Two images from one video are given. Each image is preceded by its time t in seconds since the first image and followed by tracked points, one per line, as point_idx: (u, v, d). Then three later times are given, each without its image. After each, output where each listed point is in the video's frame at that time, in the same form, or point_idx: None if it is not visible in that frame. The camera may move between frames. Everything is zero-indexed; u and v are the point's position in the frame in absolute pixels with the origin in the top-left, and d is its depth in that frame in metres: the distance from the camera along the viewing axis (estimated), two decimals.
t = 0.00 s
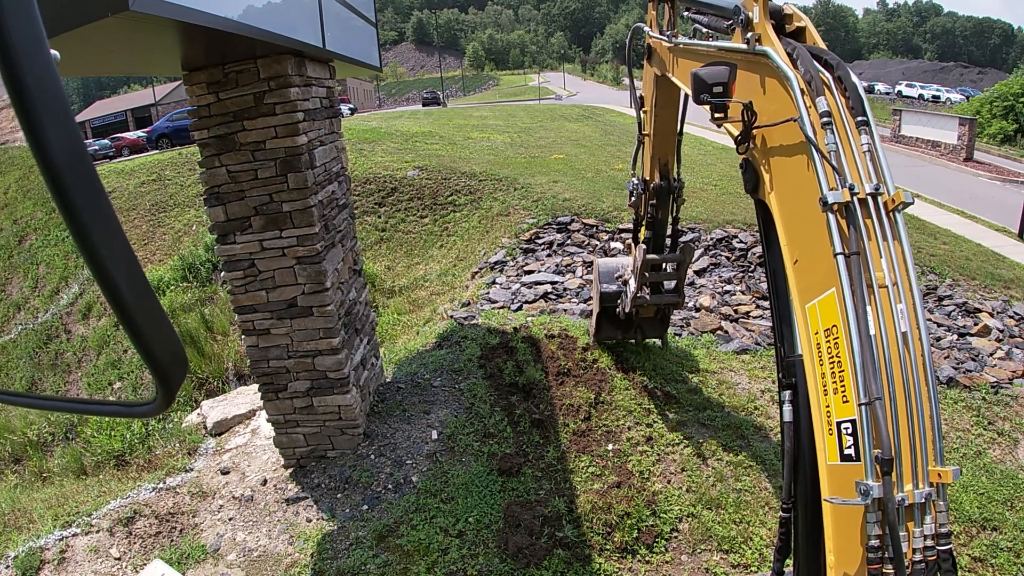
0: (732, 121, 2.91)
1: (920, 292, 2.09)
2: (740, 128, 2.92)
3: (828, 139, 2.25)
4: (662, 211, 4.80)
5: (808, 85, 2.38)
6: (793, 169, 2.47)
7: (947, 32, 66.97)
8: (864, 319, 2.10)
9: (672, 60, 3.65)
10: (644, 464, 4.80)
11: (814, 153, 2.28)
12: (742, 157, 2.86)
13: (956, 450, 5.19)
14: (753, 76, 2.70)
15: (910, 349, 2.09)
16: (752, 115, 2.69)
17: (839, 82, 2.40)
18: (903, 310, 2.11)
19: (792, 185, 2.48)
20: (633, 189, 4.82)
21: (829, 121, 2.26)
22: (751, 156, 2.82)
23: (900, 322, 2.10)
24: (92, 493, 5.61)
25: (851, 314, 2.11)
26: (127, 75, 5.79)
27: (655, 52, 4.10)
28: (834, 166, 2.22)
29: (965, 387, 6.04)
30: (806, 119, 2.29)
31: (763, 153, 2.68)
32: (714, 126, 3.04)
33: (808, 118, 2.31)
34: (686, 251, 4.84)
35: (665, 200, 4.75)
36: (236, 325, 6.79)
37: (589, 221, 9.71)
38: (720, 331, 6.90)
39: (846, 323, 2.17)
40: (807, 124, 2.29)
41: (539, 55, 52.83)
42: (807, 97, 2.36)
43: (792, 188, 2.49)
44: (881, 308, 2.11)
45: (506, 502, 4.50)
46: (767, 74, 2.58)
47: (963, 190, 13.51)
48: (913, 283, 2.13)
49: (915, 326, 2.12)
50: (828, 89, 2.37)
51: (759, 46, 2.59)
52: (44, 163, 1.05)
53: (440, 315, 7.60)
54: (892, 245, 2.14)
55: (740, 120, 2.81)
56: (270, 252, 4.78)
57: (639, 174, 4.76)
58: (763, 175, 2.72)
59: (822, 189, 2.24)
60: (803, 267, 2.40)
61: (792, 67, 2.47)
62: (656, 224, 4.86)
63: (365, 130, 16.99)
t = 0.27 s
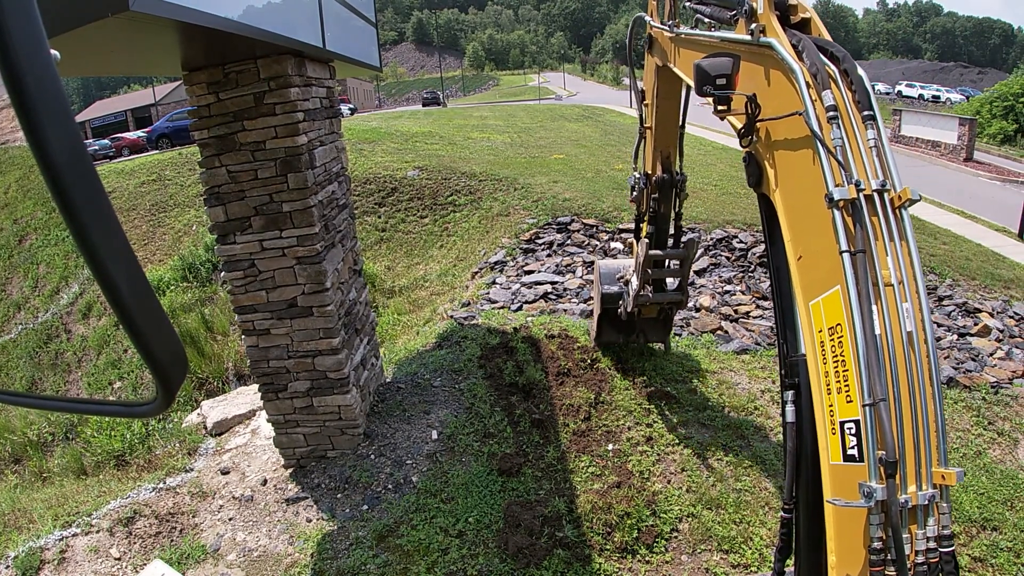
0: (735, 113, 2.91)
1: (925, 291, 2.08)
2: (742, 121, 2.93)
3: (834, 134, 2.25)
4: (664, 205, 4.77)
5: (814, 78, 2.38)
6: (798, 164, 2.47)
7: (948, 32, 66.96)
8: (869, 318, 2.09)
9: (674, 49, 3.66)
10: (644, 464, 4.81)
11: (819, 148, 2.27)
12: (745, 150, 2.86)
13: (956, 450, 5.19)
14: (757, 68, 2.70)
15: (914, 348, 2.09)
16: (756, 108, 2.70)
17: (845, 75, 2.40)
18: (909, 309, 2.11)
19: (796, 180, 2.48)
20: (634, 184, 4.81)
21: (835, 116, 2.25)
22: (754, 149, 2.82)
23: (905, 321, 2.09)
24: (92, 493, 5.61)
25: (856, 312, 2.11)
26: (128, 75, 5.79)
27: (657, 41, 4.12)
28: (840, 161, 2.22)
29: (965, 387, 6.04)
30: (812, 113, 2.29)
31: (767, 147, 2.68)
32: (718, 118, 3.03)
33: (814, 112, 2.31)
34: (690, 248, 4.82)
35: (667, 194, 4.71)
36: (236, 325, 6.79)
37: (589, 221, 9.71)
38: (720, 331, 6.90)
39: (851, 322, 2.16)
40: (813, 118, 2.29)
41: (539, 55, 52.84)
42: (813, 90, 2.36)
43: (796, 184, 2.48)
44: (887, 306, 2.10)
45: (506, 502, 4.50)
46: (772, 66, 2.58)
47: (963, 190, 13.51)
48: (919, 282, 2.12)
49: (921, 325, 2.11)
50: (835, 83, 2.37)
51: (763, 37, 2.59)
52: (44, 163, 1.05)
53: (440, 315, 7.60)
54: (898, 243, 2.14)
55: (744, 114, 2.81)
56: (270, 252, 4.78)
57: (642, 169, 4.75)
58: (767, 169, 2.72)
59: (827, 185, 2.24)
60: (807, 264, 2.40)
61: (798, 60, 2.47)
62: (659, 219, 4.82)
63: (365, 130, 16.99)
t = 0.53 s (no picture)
0: (738, 106, 2.90)
1: (930, 290, 2.08)
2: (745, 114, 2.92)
3: (839, 129, 2.24)
4: (666, 199, 4.79)
5: (819, 71, 2.37)
6: (801, 158, 2.47)
7: (948, 32, 66.95)
8: (874, 317, 2.09)
9: (674, 39, 3.67)
10: (645, 464, 4.81)
11: (824, 144, 2.27)
12: (747, 143, 2.86)
13: (956, 450, 5.19)
14: (760, 60, 2.70)
15: (919, 348, 2.09)
16: (759, 100, 2.69)
17: (850, 68, 2.40)
18: (913, 308, 2.11)
19: (800, 174, 2.48)
20: (636, 178, 4.81)
21: (841, 110, 2.25)
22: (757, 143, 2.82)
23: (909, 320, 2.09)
24: (92, 493, 5.61)
25: (860, 311, 2.11)
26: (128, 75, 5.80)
27: (657, 31, 4.11)
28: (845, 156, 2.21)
29: (966, 387, 6.04)
30: (817, 107, 2.28)
31: (770, 140, 2.67)
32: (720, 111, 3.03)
33: (819, 106, 2.30)
34: (694, 244, 4.81)
35: (670, 186, 4.72)
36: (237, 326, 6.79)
37: (590, 221, 9.71)
38: (721, 331, 6.91)
39: (855, 320, 2.17)
40: (818, 112, 2.28)
41: (539, 55, 52.85)
42: (818, 84, 2.35)
43: (800, 179, 2.48)
44: (891, 305, 2.10)
45: (506, 502, 4.50)
46: (775, 58, 2.57)
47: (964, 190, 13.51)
48: (924, 281, 2.12)
49: (925, 324, 2.11)
50: (840, 76, 2.36)
51: (767, 29, 2.58)
52: (43, 163, 1.05)
53: (441, 315, 7.60)
54: (903, 242, 2.13)
55: (746, 106, 2.81)
56: (271, 252, 4.78)
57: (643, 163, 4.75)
58: (769, 163, 2.72)
59: (832, 181, 2.24)
60: (810, 261, 2.40)
61: (803, 52, 2.46)
62: (661, 213, 4.83)
63: (365, 130, 17.00)
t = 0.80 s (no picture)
0: (741, 98, 2.89)
1: (937, 290, 2.07)
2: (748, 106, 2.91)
3: (846, 124, 2.22)
4: (670, 193, 4.74)
5: (825, 64, 2.35)
6: (806, 152, 2.45)
7: (949, 32, 66.91)
8: (880, 316, 2.08)
9: (676, 30, 3.66)
10: (645, 464, 4.81)
11: (830, 138, 2.25)
12: (751, 136, 2.84)
13: (957, 450, 5.19)
14: (764, 51, 2.68)
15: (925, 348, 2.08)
16: (763, 93, 2.68)
17: (857, 61, 2.38)
18: (919, 307, 2.10)
19: (804, 169, 2.46)
20: (638, 174, 4.79)
21: (847, 105, 2.23)
22: (760, 136, 2.80)
23: (915, 320, 2.09)
24: (93, 493, 5.61)
25: (866, 311, 2.10)
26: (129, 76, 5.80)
27: (659, 21, 4.10)
28: (851, 153, 2.20)
29: (967, 387, 6.04)
30: (823, 101, 2.26)
31: (775, 134, 2.66)
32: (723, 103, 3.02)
33: (825, 100, 2.28)
34: (699, 239, 4.75)
35: (674, 181, 4.70)
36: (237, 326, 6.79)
37: (590, 221, 9.72)
38: (721, 331, 6.91)
39: (860, 319, 2.16)
40: (824, 107, 2.26)
41: (540, 55, 52.87)
42: (824, 77, 2.33)
43: (805, 173, 2.47)
44: (897, 304, 2.10)
45: (507, 502, 4.50)
46: (780, 50, 2.56)
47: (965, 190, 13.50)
48: (930, 280, 2.11)
49: (930, 324, 2.11)
50: (846, 70, 2.34)
51: (771, 20, 2.57)
52: (42, 162, 1.05)
53: (441, 315, 7.60)
54: (909, 241, 2.13)
55: (750, 99, 2.79)
56: (272, 252, 4.78)
57: (644, 158, 4.73)
58: (773, 157, 2.70)
59: (838, 177, 2.22)
60: (814, 258, 2.39)
61: (808, 45, 2.44)
62: (665, 208, 4.78)
63: (365, 130, 17.00)
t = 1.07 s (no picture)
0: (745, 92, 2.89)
1: (942, 290, 2.06)
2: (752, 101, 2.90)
3: (852, 121, 2.21)
4: (676, 188, 4.68)
5: (831, 59, 2.33)
6: (811, 148, 2.45)
7: (949, 32, 66.91)
8: (884, 316, 2.08)
9: (679, 21, 3.67)
10: (645, 464, 4.81)
11: (836, 135, 2.24)
12: (755, 131, 2.84)
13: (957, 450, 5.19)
14: (769, 45, 2.67)
15: (930, 348, 2.08)
16: (767, 87, 2.67)
17: (863, 56, 2.36)
18: (925, 307, 2.10)
19: (809, 165, 2.46)
20: (644, 170, 4.75)
21: (853, 101, 2.22)
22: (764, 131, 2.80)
23: (920, 320, 2.08)
24: (93, 493, 5.62)
25: (870, 310, 2.10)
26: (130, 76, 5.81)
27: (661, 13, 4.11)
28: (857, 149, 2.19)
29: (967, 387, 6.05)
30: (829, 96, 2.25)
31: (779, 129, 2.65)
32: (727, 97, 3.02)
33: (831, 95, 2.27)
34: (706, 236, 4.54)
35: (679, 175, 4.63)
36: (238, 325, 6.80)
37: (590, 221, 9.72)
38: (722, 331, 6.91)
39: (864, 319, 2.16)
40: (830, 103, 2.25)
41: (540, 55, 52.88)
42: (830, 72, 2.32)
43: (810, 170, 2.46)
44: (903, 303, 2.09)
45: (507, 502, 4.50)
46: (786, 44, 2.55)
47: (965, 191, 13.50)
48: (936, 279, 2.11)
49: (936, 324, 2.10)
50: (852, 64, 2.33)
51: (776, 14, 2.56)
52: (43, 162, 1.06)
53: (442, 315, 7.60)
54: (915, 240, 2.12)
55: (754, 93, 2.79)
56: (272, 252, 4.79)
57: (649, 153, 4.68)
58: (777, 152, 2.70)
59: (844, 175, 2.22)
60: (818, 256, 2.39)
61: (814, 39, 2.43)
62: (671, 203, 4.72)
63: (366, 130, 17.01)
